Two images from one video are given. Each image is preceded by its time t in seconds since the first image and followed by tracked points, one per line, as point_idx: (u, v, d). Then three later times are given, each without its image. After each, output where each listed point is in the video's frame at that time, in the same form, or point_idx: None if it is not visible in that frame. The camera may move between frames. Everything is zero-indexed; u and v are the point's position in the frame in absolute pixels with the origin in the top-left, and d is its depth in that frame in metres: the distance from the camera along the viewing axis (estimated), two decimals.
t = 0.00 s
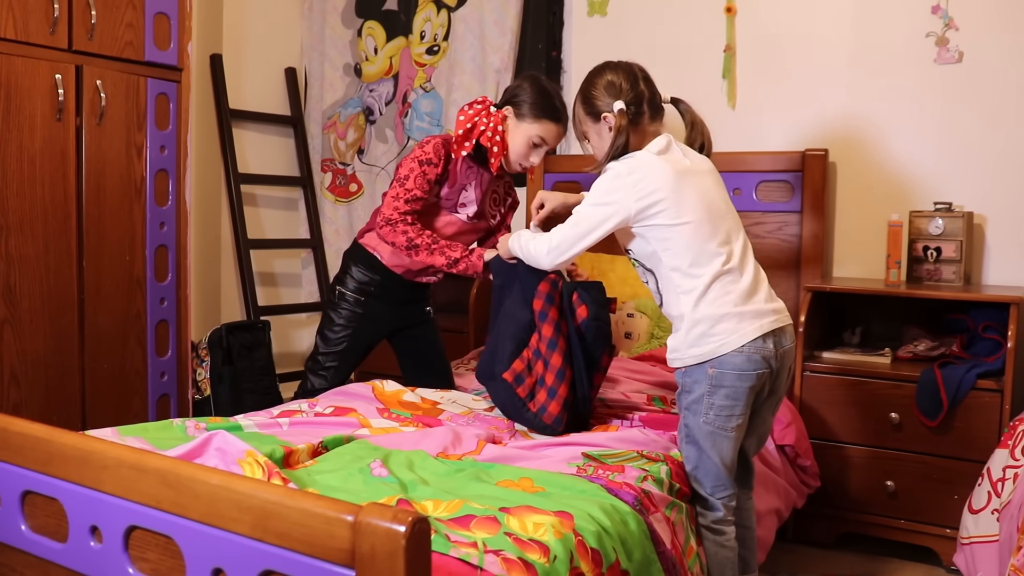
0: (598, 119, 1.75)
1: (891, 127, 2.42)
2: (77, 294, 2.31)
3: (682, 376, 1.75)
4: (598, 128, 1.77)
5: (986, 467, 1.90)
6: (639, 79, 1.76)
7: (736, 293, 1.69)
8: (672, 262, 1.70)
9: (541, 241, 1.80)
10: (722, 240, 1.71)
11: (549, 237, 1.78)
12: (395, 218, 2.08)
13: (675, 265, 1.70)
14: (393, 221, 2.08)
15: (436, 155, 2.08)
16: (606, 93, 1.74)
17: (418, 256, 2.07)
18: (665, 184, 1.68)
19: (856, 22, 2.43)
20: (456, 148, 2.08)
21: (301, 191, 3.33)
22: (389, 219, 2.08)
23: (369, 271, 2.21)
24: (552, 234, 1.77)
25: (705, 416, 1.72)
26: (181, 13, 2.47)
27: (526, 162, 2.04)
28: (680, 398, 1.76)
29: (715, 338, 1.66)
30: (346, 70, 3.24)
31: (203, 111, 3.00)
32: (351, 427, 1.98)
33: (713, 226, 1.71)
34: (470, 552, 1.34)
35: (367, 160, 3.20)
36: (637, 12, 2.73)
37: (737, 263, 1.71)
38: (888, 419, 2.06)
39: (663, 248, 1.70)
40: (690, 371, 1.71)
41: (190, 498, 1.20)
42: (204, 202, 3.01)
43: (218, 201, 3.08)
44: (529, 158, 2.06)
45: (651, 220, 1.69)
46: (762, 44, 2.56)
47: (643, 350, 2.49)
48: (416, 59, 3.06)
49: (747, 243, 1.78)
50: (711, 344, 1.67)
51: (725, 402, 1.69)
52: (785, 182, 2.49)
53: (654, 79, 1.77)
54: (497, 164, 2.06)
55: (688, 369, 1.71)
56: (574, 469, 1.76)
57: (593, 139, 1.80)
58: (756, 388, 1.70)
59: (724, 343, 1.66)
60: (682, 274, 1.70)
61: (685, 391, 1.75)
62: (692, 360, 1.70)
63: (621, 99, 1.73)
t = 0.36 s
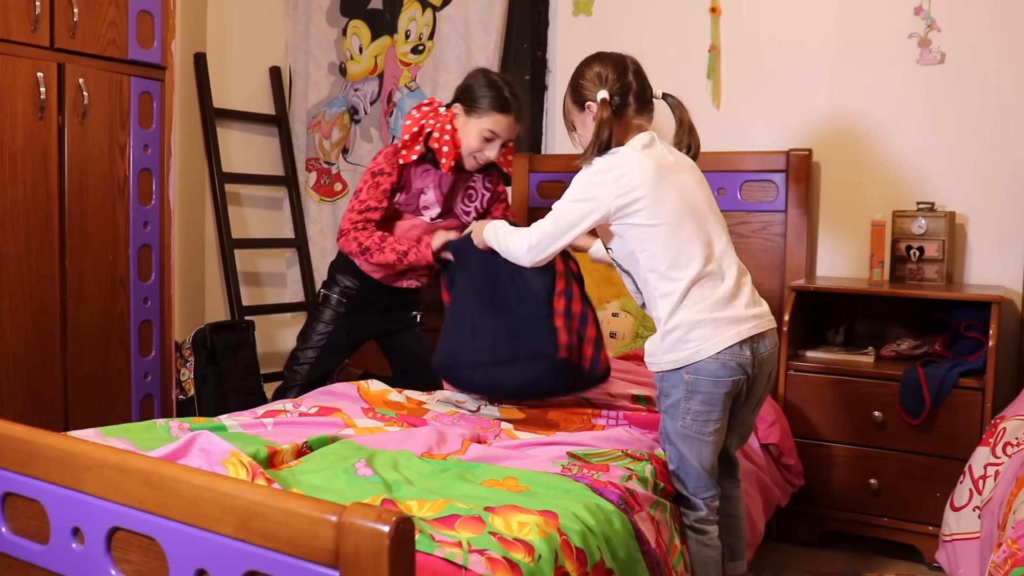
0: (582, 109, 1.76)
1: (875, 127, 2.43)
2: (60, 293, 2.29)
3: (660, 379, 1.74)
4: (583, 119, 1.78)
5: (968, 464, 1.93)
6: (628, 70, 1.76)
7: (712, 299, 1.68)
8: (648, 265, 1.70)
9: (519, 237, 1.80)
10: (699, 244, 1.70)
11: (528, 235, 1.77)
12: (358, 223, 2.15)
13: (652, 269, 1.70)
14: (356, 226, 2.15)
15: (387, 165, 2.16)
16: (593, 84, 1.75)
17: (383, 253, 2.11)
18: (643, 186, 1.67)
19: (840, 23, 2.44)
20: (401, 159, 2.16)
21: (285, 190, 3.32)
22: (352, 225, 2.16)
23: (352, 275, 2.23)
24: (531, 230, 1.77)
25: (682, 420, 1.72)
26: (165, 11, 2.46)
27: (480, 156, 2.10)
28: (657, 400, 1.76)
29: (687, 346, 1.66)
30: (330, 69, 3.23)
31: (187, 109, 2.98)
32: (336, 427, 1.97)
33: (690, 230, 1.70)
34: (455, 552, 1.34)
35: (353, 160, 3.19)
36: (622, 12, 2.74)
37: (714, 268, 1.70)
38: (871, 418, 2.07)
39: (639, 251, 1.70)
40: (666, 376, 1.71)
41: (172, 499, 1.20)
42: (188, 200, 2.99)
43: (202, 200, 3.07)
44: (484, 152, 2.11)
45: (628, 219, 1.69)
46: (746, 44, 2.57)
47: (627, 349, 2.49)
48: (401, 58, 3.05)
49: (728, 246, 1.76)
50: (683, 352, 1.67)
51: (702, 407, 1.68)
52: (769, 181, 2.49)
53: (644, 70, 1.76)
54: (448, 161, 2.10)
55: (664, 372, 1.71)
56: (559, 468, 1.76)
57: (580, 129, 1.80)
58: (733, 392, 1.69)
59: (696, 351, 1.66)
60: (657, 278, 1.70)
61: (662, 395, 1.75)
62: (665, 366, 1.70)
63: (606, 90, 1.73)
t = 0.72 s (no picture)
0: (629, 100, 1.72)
1: (854, 127, 2.44)
2: (40, 290, 2.27)
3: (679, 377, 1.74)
4: (629, 112, 1.74)
5: (947, 461, 1.96)
6: (682, 69, 1.71)
7: (743, 302, 1.67)
8: (679, 263, 1.69)
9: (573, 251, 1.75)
10: (733, 248, 1.70)
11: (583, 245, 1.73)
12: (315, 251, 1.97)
13: (682, 267, 1.69)
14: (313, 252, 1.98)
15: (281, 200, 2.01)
16: (643, 76, 1.71)
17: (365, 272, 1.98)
18: (682, 184, 1.68)
19: (821, 21, 2.45)
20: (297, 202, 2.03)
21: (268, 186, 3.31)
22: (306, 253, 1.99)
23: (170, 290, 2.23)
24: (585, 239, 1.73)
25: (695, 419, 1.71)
26: (145, 6, 2.45)
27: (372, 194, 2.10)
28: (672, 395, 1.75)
29: (714, 344, 1.66)
30: (313, 65, 3.21)
31: (169, 105, 2.97)
32: (318, 423, 1.97)
33: (724, 232, 1.70)
34: (438, 548, 1.34)
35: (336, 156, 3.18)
36: (605, 8, 2.74)
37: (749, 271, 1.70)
38: (853, 415, 2.08)
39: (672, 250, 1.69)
40: (688, 374, 1.71)
41: (153, 496, 1.19)
42: (170, 197, 2.97)
43: (184, 197, 3.05)
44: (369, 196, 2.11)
45: (667, 217, 1.69)
46: (728, 41, 2.58)
47: (611, 346, 2.47)
48: (384, 54, 3.05)
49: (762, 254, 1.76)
50: (712, 350, 1.66)
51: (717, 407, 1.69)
52: (751, 178, 2.50)
53: (699, 72, 1.71)
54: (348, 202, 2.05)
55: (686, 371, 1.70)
56: (543, 464, 1.76)
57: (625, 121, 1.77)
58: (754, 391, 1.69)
59: (725, 350, 1.65)
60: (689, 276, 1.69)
61: (678, 392, 1.74)
62: (691, 362, 1.69)
63: (655, 85, 1.70)
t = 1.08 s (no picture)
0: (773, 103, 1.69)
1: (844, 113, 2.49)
2: (31, 277, 2.26)
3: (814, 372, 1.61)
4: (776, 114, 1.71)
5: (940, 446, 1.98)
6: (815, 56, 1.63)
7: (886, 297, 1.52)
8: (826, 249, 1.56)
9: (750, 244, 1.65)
10: (883, 250, 1.54)
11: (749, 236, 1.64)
12: (338, 288, 2.13)
13: (827, 253, 1.56)
14: (338, 288, 2.13)
15: (359, 225, 2.12)
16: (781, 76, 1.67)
17: (362, 332, 2.14)
18: (840, 170, 1.56)
19: (815, 12, 2.47)
20: (375, 229, 2.15)
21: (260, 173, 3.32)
22: (331, 283, 2.14)
23: (215, 256, 2.30)
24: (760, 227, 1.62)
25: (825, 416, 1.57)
26: None
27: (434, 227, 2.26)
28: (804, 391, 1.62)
29: (855, 341, 1.50)
30: (306, 51, 3.20)
31: (161, 91, 2.96)
32: (311, 409, 1.97)
33: (877, 231, 1.55)
34: (431, 533, 1.34)
35: (328, 143, 3.18)
36: None
37: (897, 277, 1.53)
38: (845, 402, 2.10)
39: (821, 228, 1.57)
40: (823, 370, 1.57)
41: (145, 483, 1.19)
42: (162, 184, 2.98)
43: (176, 184, 3.04)
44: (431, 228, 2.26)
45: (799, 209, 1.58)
46: (721, 28, 2.58)
47: (602, 334, 2.42)
48: (377, 40, 3.04)
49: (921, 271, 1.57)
50: (847, 345, 1.52)
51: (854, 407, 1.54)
52: (745, 165, 2.51)
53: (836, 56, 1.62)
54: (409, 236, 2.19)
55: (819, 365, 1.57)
56: (537, 450, 1.77)
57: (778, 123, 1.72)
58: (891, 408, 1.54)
59: (863, 350, 1.50)
60: (834, 266, 1.56)
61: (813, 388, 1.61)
62: (823, 358, 1.56)
63: (793, 82, 1.64)
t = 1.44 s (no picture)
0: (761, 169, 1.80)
1: (737, 19, 2.58)
2: None
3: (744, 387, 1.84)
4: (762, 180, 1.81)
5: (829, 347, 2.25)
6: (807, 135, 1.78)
7: (819, 373, 1.69)
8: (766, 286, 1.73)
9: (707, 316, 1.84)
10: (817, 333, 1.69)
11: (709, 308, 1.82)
12: (283, 182, 2.12)
13: (766, 291, 1.73)
14: (285, 181, 2.12)
15: (292, 116, 2.12)
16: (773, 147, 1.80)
17: (302, 231, 2.12)
18: (775, 240, 1.70)
19: None
20: (305, 117, 2.15)
21: (155, 80, 3.22)
22: (277, 177, 2.13)
23: (140, 157, 2.28)
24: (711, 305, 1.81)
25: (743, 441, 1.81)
26: None
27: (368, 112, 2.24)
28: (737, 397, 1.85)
29: (775, 397, 1.73)
30: None
31: None
32: (211, 321, 1.92)
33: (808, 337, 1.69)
34: (333, 441, 1.31)
35: (225, 49, 3.11)
36: None
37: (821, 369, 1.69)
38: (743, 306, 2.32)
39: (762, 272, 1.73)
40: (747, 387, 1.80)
41: (36, 399, 1.16)
42: (45, 85, 2.85)
43: (64, 91, 2.94)
44: (363, 113, 2.24)
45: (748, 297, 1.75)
46: None
47: (509, 241, 2.50)
48: None
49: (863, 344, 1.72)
50: (775, 401, 1.73)
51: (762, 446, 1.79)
52: (649, 72, 2.63)
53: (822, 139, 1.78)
54: (342, 122, 2.19)
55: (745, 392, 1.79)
56: (440, 356, 1.76)
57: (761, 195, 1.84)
58: (796, 453, 1.78)
59: (780, 407, 1.73)
60: (773, 314, 1.73)
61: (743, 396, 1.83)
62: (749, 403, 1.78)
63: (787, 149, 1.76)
